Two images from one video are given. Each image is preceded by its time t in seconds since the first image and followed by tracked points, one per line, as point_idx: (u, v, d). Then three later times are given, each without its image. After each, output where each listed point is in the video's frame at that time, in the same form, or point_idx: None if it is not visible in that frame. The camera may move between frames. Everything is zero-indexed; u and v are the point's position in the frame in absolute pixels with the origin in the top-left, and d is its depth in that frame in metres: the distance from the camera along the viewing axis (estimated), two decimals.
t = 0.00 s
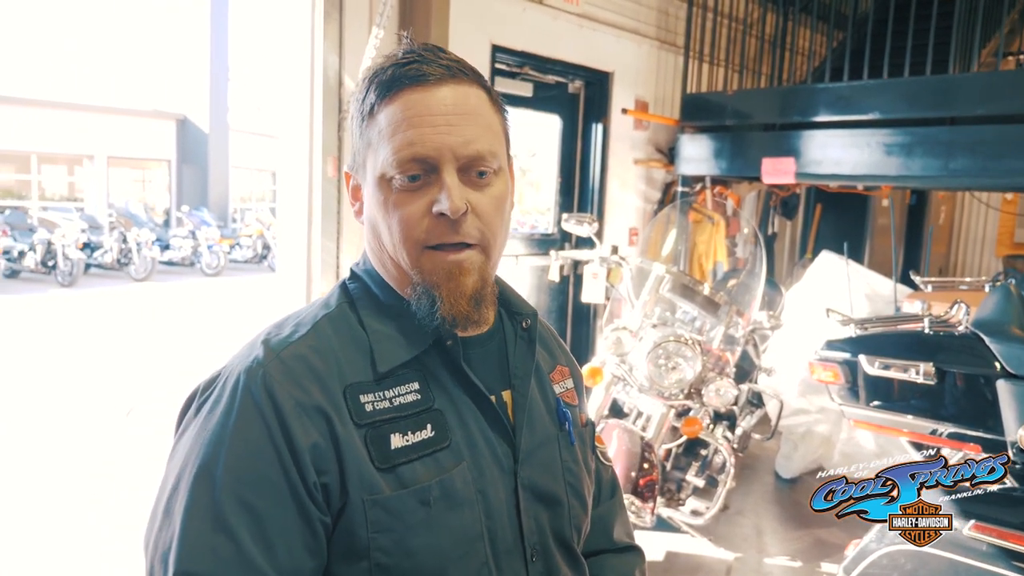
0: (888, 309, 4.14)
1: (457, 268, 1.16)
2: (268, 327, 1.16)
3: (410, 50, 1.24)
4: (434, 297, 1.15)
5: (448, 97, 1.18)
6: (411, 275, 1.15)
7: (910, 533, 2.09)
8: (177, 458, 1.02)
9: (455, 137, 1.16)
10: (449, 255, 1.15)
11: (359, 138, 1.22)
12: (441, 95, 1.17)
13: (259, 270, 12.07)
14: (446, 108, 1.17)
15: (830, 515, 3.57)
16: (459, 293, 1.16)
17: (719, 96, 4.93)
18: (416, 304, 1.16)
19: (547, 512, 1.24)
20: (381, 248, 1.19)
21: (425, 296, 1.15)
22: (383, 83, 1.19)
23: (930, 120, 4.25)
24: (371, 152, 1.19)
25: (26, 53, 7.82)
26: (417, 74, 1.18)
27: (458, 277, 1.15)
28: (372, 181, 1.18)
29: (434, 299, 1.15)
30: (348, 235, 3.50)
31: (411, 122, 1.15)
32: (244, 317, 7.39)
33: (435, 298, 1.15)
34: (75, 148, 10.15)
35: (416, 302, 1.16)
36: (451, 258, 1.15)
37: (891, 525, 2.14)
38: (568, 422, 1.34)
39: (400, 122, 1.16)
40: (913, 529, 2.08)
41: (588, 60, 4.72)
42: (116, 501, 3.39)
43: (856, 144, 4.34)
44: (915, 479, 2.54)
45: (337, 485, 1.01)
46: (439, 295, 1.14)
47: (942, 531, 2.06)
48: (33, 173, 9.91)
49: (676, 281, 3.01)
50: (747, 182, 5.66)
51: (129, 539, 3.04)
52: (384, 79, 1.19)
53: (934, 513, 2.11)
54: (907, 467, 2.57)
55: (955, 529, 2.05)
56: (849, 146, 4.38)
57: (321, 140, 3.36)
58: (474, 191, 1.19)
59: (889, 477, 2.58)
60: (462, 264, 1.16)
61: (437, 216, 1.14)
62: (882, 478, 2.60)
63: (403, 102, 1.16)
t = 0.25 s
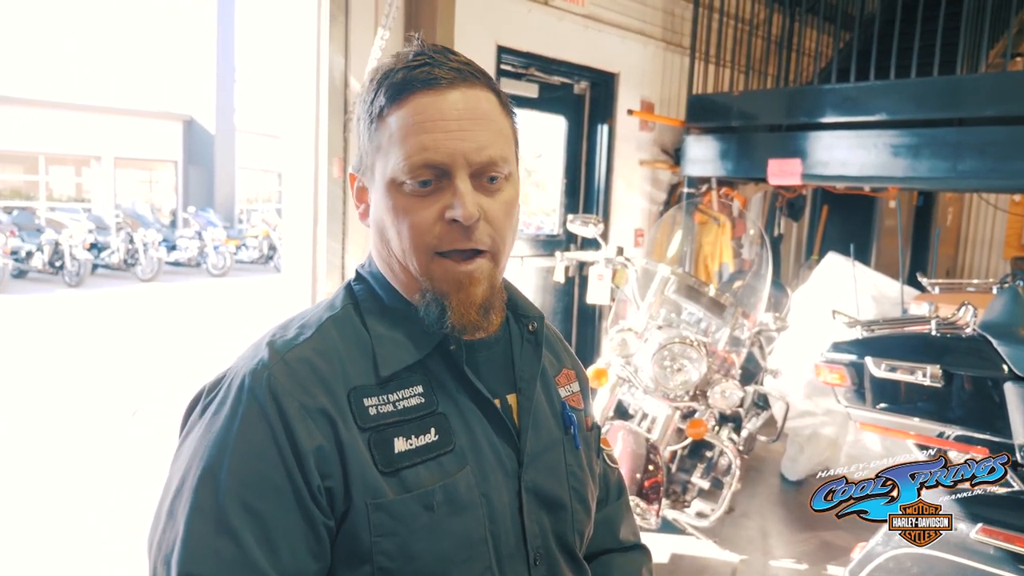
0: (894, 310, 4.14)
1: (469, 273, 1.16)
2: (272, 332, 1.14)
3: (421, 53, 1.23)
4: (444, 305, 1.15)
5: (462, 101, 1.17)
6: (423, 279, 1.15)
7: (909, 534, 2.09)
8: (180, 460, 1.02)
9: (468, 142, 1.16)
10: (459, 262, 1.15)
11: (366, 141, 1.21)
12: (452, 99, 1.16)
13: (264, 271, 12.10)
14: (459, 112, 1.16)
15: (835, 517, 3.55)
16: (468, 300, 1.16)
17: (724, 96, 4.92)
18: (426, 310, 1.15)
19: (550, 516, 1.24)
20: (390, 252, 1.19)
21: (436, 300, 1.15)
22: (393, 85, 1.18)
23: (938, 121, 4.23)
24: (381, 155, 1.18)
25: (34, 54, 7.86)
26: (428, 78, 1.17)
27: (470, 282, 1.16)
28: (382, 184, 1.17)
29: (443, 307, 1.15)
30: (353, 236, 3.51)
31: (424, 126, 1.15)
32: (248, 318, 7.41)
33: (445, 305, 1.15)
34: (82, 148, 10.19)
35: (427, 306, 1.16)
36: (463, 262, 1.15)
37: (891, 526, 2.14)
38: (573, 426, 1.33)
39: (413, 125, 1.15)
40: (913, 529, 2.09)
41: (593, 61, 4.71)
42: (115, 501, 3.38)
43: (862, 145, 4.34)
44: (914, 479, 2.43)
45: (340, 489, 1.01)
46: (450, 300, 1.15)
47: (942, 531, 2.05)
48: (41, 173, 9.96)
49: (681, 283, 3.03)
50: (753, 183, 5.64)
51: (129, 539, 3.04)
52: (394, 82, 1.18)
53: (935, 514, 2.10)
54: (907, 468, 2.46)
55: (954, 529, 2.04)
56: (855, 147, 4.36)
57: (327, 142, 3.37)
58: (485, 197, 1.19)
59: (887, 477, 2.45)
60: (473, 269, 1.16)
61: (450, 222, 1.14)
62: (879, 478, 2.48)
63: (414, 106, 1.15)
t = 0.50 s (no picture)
0: (903, 311, 4.12)
1: (492, 270, 1.18)
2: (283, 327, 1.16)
3: (448, 49, 1.23)
4: (469, 300, 1.17)
5: (491, 100, 1.18)
6: (447, 276, 1.17)
7: (910, 534, 2.04)
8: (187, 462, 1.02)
9: (498, 141, 1.17)
10: (485, 257, 1.17)
11: (389, 137, 1.21)
12: (480, 98, 1.17)
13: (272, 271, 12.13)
14: (489, 111, 1.17)
15: (843, 519, 3.53)
16: (492, 292, 1.19)
17: (733, 96, 4.91)
18: (450, 305, 1.17)
19: (558, 516, 1.24)
20: (410, 249, 1.19)
21: (459, 297, 1.17)
22: (421, 81, 1.17)
23: (948, 121, 4.20)
24: (405, 152, 1.18)
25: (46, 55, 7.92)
26: (458, 75, 1.18)
27: (492, 279, 1.18)
28: (406, 181, 1.18)
29: (468, 302, 1.17)
30: (360, 235, 3.51)
31: (456, 123, 1.15)
32: (256, 318, 7.44)
33: (469, 300, 1.17)
34: (91, 148, 10.24)
35: (449, 304, 1.17)
36: (487, 260, 1.17)
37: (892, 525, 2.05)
38: (581, 427, 1.33)
39: (443, 122, 1.15)
40: (913, 529, 2.04)
41: (601, 61, 4.71)
42: (115, 501, 3.38)
43: (872, 145, 4.31)
44: (913, 478, 2.24)
45: (349, 491, 1.01)
46: (474, 297, 1.17)
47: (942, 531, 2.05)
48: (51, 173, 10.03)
49: (689, 283, 3.04)
50: (761, 183, 5.62)
51: (128, 539, 3.04)
52: (423, 77, 1.18)
53: (935, 514, 2.08)
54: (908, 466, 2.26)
55: (955, 529, 2.04)
56: (864, 147, 4.34)
57: (334, 142, 3.37)
58: (510, 195, 1.20)
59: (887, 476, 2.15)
60: (496, 266, 1.18)
61: (477, 220, 1.15)
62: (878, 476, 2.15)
63: (443, 103, 1.15)
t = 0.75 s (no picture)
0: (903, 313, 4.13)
1: (488, 266, 1.18)
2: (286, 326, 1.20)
3: (439, 48, 1.24)
4: (463, 297, 1.18)
5: (483, 95, 1.18)
6: (442, 274, 1.17)
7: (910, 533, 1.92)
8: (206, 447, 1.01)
9: (490, 137, 1.17)
10: (480, 253, 1.17)
11: (383, 136, 1.22)
12: (471, 93, 1.17)
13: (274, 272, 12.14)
14: (480, 106, 1.17)
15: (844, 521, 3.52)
16: (486, 290, 1.19)
17: (733, 98, 4.91)
18: (445, 303, 1.18)
19: (559, 526, 1.24)
20: (405, 248, 1.21)
21: (453, 296, 1.18)
22: (412, 79, 1.18)
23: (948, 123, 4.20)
24: (397, 150, 1.19)
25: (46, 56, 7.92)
26: (449, 72, 1.18)
27: (489, 275, 1.18)
28: (400, 179, 1.19)
29: (462, 300, 1.18)
30: (361, 238, 3.52)
31: (445, 120, 1.15)
32: (256, 319, 7.45)
33: (464, 297, 1.18)
34: (93, 149, 10.24)
35: (445, 302, 1.18)
36: (483, 257, 1.17)
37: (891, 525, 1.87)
38: (586, 431, 1.33)
39: (434, 119, 1.15)
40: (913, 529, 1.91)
41: (601, 63, 4.71)
42: (116, 502, 3.38)
43: (872, 147, 4.31)
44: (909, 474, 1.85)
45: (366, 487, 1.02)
46: (468, 294, 1.17)
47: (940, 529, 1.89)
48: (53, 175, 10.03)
49: (689, 284, 3.00)
50: (762, 185, 5.62)
51: (129, 540, 3.04)
52: (413, 75, 1.19)
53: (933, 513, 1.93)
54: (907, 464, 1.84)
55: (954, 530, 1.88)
56: (864, 149, 4.34)
57: (335, 144, 3.38)
58: (504, 192, 1.20)
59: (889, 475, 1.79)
60: (492, 262, 1.19)
61: (471, 217, 1.16)
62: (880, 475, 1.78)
63: (432, 100, 1.16)
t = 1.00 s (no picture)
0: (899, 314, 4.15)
1: (501, 270, 1.19)
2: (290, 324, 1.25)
3: (447, 45, 1.23)
4: (474, 304, 1.18)
5: (493, 95, 1.18)
6: (451, 279, 1.18)
7: (909, 534, 1.89)
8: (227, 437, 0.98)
9: (502, 138, 1.17)
10: (492, 260, 1.18)
11: (389, 136, 1.22)
12: (481, 93, 1.17)
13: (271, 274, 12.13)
14: (492, 106, 1.17)
15: (839, 522, 3.54)
16: (498, 296, 1.19)
17: (730, 101, 4.92)
18: (455, 308, 1.19)
19: (564, 532, 1.25)
20: (413, 251, 1.21)
21: (465, 301, 1.18)
22: (420, 78, 1.18)
23: (944, 126, 4.22)
24: (405, 151, 1.18)
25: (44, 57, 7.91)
26: (459, 71, 1.18)
27: (501, 279, 1.19)
28: (407, 183, 1.19)
29: (474, 305, 1.18)
30: (358, 239, 3.53)
31: (456, 121, 1.15)
32: (254, 320, 7.45)
33: (475, 304, 1.18)
34: (90, 150, 10.24)
35: (456, 308, 1.18)
36: (494, 261, 1.18)
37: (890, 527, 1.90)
38: (596, 435, 1.33)
39: (444, 120, 1.15)
40: (914, 529, 1.89)
41: (599, 65, 4.72)
42: (111, 503, 3.38)
43: (868, 149, 4.32)
44: (915, 479, 1.89)
45: (391, 483, 1.04)
46: (481, 300, 1.18)
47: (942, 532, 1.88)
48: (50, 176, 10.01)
49: (684, 286, 3.00)
50: (758, 187, 5.64)
51: (126, 542, 3.04)
52: (423, 72, 1.18)
53: (934, 513, 1.90)
54: (905, 466, 1.88)
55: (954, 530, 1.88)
56: (860, 151, 4.35)
57: (332, 146, 3.39)
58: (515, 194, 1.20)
59: (885, 475, 1.94)
60: (504, 267, 1.19)
61: (482, 222, 1.16)
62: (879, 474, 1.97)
63: (443, 100, 1.15)
